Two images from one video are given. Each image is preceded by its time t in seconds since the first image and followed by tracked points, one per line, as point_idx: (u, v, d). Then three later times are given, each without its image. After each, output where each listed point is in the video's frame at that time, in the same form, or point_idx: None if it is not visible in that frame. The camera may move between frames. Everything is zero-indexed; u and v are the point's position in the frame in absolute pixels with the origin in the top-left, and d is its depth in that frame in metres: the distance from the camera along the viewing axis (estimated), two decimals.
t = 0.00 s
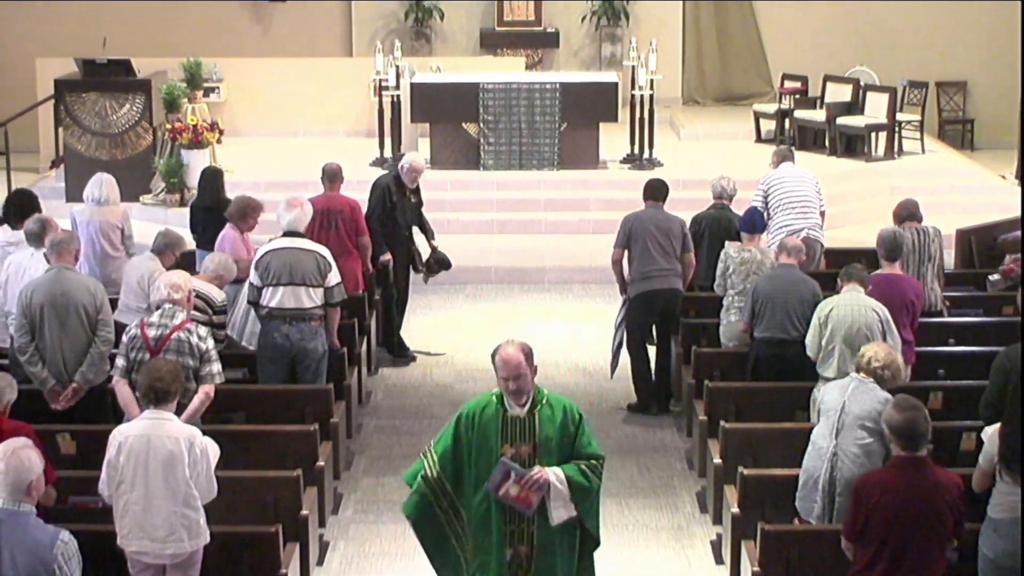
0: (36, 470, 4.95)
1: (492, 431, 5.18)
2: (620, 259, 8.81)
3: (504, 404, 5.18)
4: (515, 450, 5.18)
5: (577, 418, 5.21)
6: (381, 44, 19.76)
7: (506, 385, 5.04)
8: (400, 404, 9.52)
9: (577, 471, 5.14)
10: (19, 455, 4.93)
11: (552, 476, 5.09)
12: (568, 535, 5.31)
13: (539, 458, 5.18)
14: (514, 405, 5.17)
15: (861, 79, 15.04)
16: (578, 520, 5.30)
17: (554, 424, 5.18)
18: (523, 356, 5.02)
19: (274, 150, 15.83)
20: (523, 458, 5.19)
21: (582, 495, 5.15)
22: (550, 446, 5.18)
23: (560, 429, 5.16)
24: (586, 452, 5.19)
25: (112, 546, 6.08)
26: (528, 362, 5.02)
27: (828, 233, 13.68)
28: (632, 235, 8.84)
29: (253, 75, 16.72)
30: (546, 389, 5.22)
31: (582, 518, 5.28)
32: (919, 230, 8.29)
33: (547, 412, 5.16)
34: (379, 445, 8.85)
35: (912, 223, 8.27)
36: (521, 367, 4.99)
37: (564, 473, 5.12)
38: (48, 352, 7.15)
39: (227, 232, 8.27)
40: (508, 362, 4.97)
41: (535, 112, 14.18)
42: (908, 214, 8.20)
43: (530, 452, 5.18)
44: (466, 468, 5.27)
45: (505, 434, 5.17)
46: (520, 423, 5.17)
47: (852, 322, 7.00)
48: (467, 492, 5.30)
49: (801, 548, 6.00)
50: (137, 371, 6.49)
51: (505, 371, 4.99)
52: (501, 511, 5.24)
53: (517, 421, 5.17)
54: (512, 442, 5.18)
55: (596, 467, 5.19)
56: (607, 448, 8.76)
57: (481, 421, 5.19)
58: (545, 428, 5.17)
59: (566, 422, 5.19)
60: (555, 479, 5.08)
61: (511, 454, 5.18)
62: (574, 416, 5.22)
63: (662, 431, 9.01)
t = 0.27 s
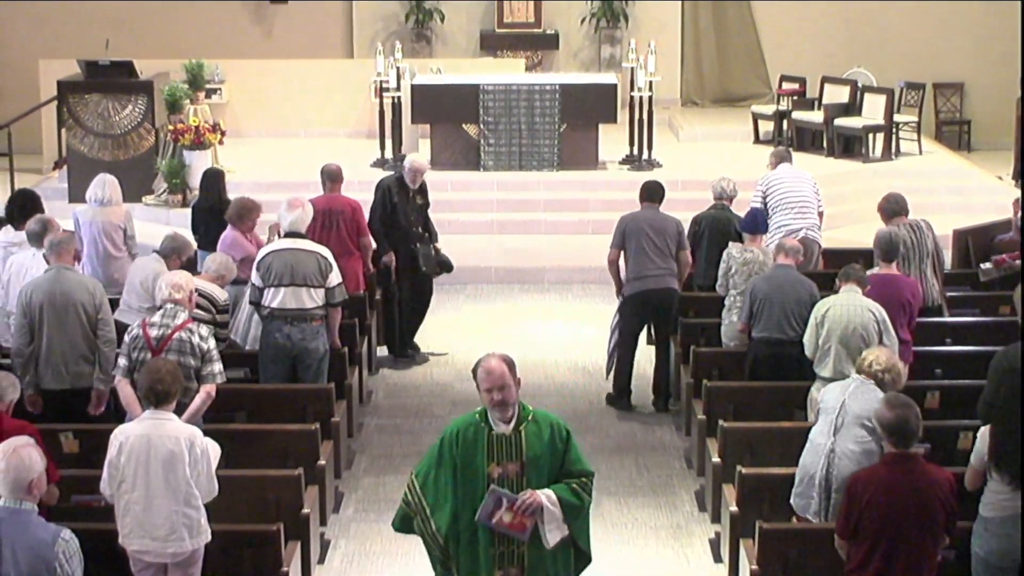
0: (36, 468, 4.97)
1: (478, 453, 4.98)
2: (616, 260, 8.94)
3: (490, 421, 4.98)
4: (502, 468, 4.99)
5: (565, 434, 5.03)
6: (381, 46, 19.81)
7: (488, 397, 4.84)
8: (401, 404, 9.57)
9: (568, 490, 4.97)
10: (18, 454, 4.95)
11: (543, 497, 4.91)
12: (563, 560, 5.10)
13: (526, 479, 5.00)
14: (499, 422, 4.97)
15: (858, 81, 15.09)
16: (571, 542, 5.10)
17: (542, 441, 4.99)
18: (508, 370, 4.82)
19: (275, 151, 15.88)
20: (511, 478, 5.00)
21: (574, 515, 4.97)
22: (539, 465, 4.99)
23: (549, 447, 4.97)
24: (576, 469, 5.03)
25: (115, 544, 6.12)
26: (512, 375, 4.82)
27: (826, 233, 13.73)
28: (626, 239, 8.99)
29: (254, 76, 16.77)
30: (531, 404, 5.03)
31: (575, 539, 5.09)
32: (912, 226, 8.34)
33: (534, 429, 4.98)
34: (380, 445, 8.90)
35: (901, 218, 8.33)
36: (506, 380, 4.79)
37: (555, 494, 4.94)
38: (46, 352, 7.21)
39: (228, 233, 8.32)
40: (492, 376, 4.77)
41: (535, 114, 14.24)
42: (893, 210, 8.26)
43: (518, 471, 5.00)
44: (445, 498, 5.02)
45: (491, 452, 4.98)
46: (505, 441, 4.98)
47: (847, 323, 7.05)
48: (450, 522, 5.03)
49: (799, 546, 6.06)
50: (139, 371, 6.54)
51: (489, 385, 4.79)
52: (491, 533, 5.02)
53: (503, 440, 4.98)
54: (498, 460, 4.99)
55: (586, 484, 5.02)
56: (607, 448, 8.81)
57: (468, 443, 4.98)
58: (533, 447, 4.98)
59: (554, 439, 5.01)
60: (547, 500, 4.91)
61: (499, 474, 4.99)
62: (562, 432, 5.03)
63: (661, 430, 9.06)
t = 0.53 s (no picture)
0: (36, 467, 5.01)
1: (473, 468, 4.83)
2: (604, 270, 9.04)
3: (485, 435, 4.84)
4: (497, 484, 4.83)
5: (562, 449, 4.90)
6: (382, 47, 19.86)
7: (486, 410, 4.71)
8: (402, 403, 9.62)
9: (565, 506, 4.86)
10: (18, 453, 4.98)
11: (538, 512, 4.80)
12: None
13: (523, 494, 4.86)
14: (495, 435, 4.83)
15: (856, 82, 15.15)
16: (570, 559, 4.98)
17: (538, 457, 4.85)
18: (505, 381, 4.69)
19: (276, 152, 15.93)
20: (507, 494, 4.85)
21: (572, 530, 4.86)
22: (535, 481, 4.86)
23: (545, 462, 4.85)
24: (573, 485, 4.91)
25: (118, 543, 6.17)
26: (510, 387, 4.69)
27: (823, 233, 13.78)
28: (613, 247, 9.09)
29: (255, 77, 16.83)
30: (527, 417, 4.88)
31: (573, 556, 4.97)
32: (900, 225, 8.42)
33: (531, 443, 4.84)
34: (380, 444, 8.95)
35: (887, 217, 8.40)
36: (504, 391, 4.65)
37: (552, 510, 4.83)
38: (48, 353, 7.26)
39: (231, 233, 8.39)
40: (489, 388, 4.64)
41: (535, 115, 14.30)
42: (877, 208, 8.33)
43: (514, 486, 4.85)
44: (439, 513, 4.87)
45: (487, 468, 4.83)
46: (501, 455, 4.83)
47: (842, 322, 7.10)
48: (446, 540, 4.88)
49: (796, 545, 6.11)
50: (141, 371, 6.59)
51: (486, 396, 4.66)
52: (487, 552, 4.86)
53: (500, 454, 4.83)
54: (494, 475, 4.83)
55: (584, 500, 4.91)
56: (606, 447, 8.86)
57: (463, 458, 4.84)
58: (529, 462, 4.84)
59: (552, 454, 4.88)
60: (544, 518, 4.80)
61: (495, 490, 4.84)
62: (558, 447, 4.90)
63: (660, 430, 9.11)
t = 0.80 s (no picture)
0: (34, 467, 5.08)
1: (477, 497, 4.73)
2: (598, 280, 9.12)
3: (491, 466, 4.74)
4: (501, 516, 4.73)
5: (570, 486, 4.77)
6: (383, 51, 19.91)
7: (494, 444, 4.64)
8: (402, 404, 9.68)
9: (570, 544, 4.73)
10: (16, 454, 5.07)
11: (541, 550, 4.66)
12: None
13: (526, 529, 4.73)
14: (502, 467, 4.73)
15: (853, 85, 15.21)
16: None
17: (545, 492, 4.73)
18: (514, 417, 4.61)
19: (277, 155, 15.99)
20: (509, 527, 4.73)
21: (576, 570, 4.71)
22: (540, 517, 4.73)
23: (552, 500, 4.71)
24: (580, 523, 4.77)
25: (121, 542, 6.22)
26: (518, 423, 4.61)
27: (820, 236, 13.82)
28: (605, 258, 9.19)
29: (256, 80, 16.89)
30: (535, 449, 4.78)
31: None
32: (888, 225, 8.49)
33: (538, 477, 4.72)
34: (380, 445, 9.01)
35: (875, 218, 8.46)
36: (511, 427, 4.58)
37: (555, 548, 4.70)
38: (53, 355, 7.30)
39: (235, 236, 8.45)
40: (495, 422, 4.57)
41: (535, 118, 14.37)
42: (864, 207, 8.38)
43: (518, 519, 4.73)
44: (440, 543, 4.78)
45: (492, 498, 4.72)
46: (507, 488, 4.73)
47: (836, 324, 7.16)
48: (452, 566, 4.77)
49: (793, 544, 6.16)
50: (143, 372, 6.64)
51: (494, 431, 4.58)
52: None
53: (505, 487, 4.73)
54: (498, 507, 4.73)
55: (591, 539, 4.77)
56: (605, 448, 8.91)
57: (468, 486, 4.74)
58: (536, 496, 4.72)
59: (559, 491, 4.75)
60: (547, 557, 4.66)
61: (498, 522, 4.73)
62: (568, 485, 4.77)
63: (659, 430, 9.16)
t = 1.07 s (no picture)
0: (36, 469, 5.12)
1: (478, 513, 4.78)
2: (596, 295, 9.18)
3: (492, 484, 4.79)
4: (502, 533, 4.78)
5: (576, 501, 4.81)
6: (383, 55, 19.98)
7: (494, 467, 4.69)
8: (402, 406, 9.73)
9: (576, 560, 4.76)
10: (17, 456, 5.09)
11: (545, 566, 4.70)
12: None
13: (527, 546, 4.78)
14: (503, 484, 4.77)
15: (851, 89, 15.28)
16: None
17: (550, 509, 4.77)
18: (513, 439, 4.66)
19: (278, 158, 16.05)
20: (511, 544, 4.78)
21: None
22: (543, 534, 4.78)
23: (557, 515, 4.76)
24: (586, 539, 4.80)
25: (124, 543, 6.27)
26: (517, 445, 4.66)
27: (818, 238, 13.89)
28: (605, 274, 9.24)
29: (257, 84, 16.95)
30: (538, 466, 4.82)
31: None
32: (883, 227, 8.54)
33: (541, 494, 4.76)
34: (381, 446, 9.07)
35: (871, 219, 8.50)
36: (511, 449, 4.63)
37: (559, 564, 4.73)
38: (60, 356, 7.35)
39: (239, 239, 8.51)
40: (495, 445, 4.62)
41: (535, 122, 14.44)
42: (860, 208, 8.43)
43: (519, 536, 4.78)
44: (442, 561, 4.79)
45: (493, 515, 4.77)
46: (508, 506, 4.77)
47: (829, 325, 7.21)
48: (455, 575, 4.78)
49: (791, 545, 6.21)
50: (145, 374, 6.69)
51: (493, 453, 4.64)
52: None
53: (506, 505, 4.77)
54: (500, 524, 4.78)
55: (598, 554, 4.80)
56: (604, 449, 8.97)
57: (469, 502, 4.79)
58: (540, 514, 4.76)
59: (565, 507, 4.79)
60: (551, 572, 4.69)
61: (499, 538, 4.78)
62: (573, 500, 4.81)
63: (657, 432, 9.21)
